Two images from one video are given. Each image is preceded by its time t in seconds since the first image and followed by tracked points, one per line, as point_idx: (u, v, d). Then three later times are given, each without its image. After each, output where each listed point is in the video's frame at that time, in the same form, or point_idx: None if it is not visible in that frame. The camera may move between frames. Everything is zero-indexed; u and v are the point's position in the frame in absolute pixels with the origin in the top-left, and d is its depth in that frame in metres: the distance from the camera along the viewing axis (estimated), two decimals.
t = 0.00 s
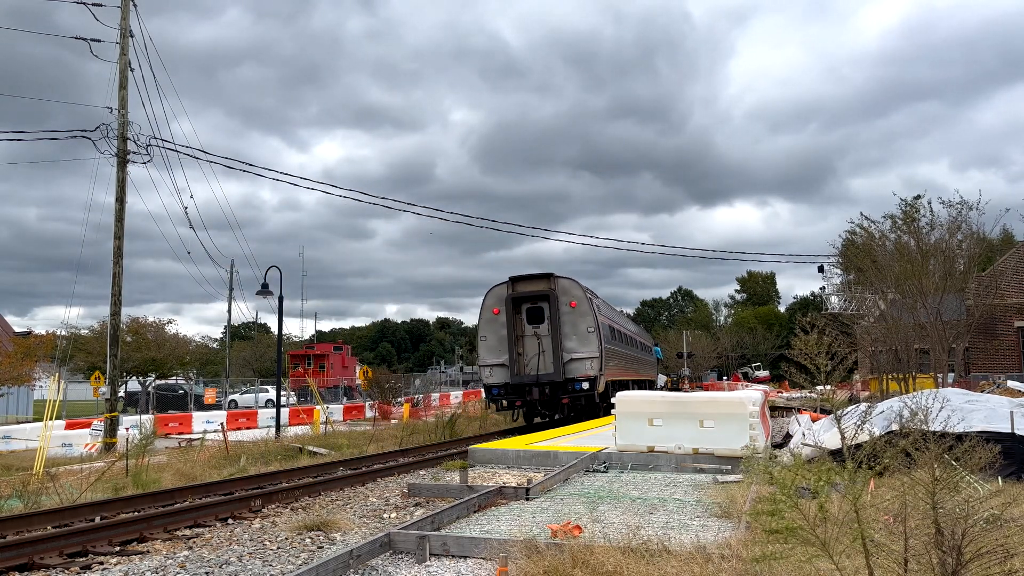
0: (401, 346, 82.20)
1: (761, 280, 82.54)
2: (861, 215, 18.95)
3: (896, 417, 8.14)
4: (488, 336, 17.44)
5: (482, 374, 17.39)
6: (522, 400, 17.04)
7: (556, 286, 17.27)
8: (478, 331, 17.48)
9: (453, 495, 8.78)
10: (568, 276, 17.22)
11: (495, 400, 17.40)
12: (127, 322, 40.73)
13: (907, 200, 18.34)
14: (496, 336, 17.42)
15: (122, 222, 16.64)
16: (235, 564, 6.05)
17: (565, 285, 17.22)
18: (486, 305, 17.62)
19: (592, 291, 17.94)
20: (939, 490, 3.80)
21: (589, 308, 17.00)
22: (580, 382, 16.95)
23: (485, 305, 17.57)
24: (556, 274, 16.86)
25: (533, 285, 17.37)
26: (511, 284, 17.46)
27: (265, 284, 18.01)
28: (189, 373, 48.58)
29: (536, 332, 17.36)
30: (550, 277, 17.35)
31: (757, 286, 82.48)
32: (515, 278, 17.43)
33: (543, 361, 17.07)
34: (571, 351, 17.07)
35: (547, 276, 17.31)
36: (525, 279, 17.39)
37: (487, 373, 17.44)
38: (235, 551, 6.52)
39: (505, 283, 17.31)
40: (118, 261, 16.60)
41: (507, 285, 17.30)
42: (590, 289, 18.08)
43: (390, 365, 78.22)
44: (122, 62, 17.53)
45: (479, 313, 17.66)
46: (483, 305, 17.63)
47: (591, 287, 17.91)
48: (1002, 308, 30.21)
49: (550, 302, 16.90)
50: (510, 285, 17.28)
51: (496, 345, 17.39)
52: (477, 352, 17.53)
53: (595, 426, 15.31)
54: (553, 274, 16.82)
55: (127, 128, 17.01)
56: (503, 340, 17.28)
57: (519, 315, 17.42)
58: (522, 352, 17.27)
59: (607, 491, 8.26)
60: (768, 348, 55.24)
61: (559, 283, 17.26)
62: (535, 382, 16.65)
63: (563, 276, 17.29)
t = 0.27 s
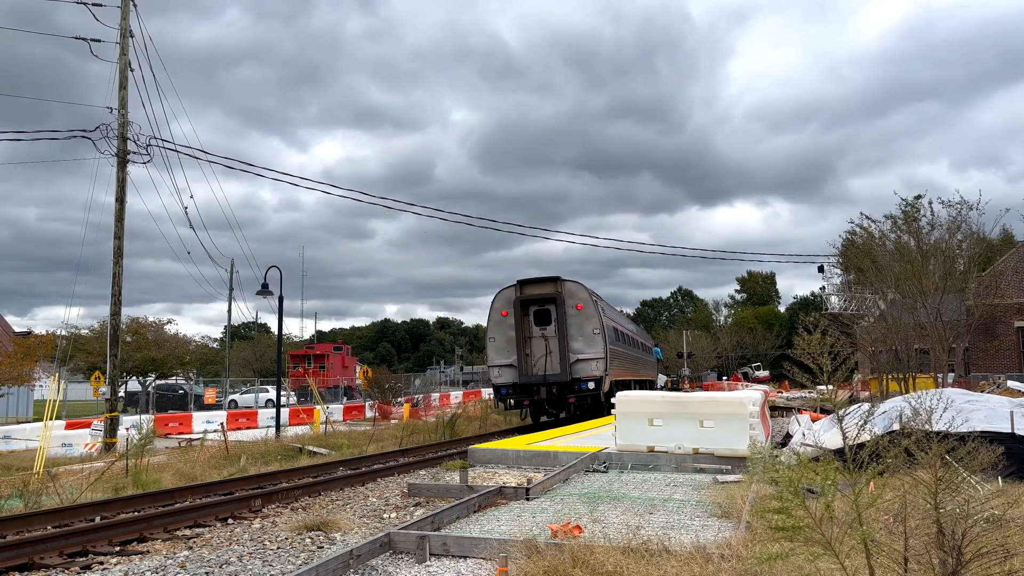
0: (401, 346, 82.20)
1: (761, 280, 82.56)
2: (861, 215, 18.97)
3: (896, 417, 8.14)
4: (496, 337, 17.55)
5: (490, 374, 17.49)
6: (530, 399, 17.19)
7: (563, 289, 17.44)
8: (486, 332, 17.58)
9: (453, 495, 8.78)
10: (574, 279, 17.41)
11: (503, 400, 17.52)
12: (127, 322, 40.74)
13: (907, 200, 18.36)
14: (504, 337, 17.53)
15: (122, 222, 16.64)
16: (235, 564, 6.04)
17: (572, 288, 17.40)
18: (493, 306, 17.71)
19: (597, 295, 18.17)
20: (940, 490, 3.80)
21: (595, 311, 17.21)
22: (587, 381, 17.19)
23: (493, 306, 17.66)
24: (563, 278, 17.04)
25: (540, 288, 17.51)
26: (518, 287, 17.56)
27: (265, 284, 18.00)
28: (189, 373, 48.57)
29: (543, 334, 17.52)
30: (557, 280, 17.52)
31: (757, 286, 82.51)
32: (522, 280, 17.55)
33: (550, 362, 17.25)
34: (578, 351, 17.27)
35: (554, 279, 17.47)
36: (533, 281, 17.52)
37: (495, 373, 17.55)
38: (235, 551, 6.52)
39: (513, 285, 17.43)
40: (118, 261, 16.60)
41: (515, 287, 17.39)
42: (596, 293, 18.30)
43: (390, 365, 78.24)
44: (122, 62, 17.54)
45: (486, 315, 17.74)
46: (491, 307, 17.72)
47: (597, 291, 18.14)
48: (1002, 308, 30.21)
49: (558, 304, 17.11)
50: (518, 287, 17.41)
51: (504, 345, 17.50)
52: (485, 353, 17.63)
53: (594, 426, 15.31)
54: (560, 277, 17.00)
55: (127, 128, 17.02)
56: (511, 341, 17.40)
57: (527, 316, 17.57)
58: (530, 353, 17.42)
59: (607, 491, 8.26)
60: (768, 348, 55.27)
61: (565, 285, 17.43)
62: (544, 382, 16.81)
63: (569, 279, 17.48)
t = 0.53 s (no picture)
0: (401, 346, 82.16)
1: (761, 280, 82.57)
2: (861, 215, 18.98)
3: (896, 417, 8.16)
4: (504, 339, 17.65)
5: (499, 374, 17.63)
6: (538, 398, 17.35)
7: (569, 292, 17.45)
8: (495, 334, 17.70)
9: (453, 495, 8.78)
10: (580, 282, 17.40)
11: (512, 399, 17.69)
12: (127, 322, 40.76)
13: (907, 200, 18.37)
14: (512, 339, 17.62)
15: (122, 222, 16.65)
16: (235, 564, 6.04)
17: (577, 291, 17.40)
18: (502, 309, 17.79)
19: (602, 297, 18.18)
20: (939, 490, 3.80)
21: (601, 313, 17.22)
22: (593, 382, 17.28)
23: (501, 309, 17.74)
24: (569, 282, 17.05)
25: (547, 291, 17.52)
26: (526, 289, 17.60)
27: (265, 284, 18.00)
28: (189, 373, 48.58)
29: (551, 336, 17.59)
30: (564, 283, 17.53)
31: (757, 286, 82.51)
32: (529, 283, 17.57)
33: (557, 363, 17.33)
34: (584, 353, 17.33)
35: (560, 282, 17.46)
36: (540, 284, 17.53)
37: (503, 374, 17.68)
38: (235, 551, 6.52)
39: (520, 289, 17.47)
40: (118, 261, 16.60)
41: (522, 290, 17.44)
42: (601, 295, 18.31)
43: (390, 365, 78.24)
44: (122, 61, 17.54)
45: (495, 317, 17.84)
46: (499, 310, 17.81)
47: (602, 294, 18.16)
48: (1002, 308, 30.22)
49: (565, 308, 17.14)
50: (525, 290, 17.45)
51: (512, 347, 17.60)
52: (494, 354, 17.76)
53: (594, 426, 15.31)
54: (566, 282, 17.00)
55: (127, 128, 17.02)
56: (518, 342, 17.50)
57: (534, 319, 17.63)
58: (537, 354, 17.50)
59: (607, 491, 8.26)
60: (768, 348, 55.28)
61: (571, 288, 17.43)
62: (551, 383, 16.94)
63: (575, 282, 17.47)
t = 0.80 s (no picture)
0: (401, 346, 82.13)
1: (761, 280, 82.57)
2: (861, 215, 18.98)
3: (896, 417, 8.19)
4: (512, 340, 17.70)
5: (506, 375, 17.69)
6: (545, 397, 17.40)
7: (575, 294, 17.49)
8: (503, 335, 17.76)
9: (453, 495, 8.78)
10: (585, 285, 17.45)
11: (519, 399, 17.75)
12: (127, 322, 40.78)
13: (906, 200, 18.38)
14: (520, 339, 17.67)
15: (122, 222, 16.64)
16: (235, 564, 6.04)
17: (583, 293, 17.44)
18: (510, 310, 17.84)
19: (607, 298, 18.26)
20: (938, 490, 3.81)
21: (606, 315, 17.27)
22: (598, 382, 17.33)
23: (509, 310, 17.79)
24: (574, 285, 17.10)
25: (554, 293, 17.56)
26: (533, 291, 17.64)
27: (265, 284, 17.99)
28: (189, 373, 48.59)
29: (557, 337, 17.63)
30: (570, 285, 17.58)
31: (757, 286, 82.51)
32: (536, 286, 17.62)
33: (564, 364, 17.37)
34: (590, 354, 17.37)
35: (567, 284, 17.51)
36: (547, 286, 17.57)
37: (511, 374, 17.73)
38: (235, 551, 6.52)
39: (528, 291, 17.52)
40: (118, 261, 16.60)
41: (530, 292, 17.49)
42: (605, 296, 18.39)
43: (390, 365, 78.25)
44: (123, 62, 17.54)
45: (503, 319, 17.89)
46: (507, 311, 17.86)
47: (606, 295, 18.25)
48: (1002, 308, 30.21)
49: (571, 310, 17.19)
50: (533, 293, 17.50)
51: (520, 347, 17.64)
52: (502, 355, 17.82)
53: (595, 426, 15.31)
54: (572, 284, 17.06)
55: (127, 128, 17.02)
56: (526, 343, 17.54)
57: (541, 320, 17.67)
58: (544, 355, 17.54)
59: (607, 491, 8.26)
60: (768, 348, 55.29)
61: (577, 291, 17.48)
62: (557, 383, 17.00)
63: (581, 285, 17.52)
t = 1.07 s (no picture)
0: (401, 346, 82.14)
1: (761, 280, 82.58)
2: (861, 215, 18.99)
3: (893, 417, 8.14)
4: (519, 341, 17.73)
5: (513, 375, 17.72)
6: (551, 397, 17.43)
7: (581, 296, 17.50)
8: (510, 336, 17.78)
9: (453, 495, 8.78)
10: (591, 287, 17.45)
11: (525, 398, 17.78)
12: (127, 322, 40.80)
13: (906, 200, 18.38)
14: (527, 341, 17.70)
15: (122, 222, 16.64)
16: (235, 564, 6.05)
17: (589, 295, 17.45)
18: (517, 312, 17.85)
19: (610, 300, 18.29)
20: (937, 491, 3.82)
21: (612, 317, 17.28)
22: (603, 382, 17.37)
23: (516, 312, 17.80)
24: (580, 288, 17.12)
25: (560, 295, 17.57)
26: (540, 293, 17.65)
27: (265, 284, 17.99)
28: (189, 373, 48.58)
29: (564, 338, 17.65)
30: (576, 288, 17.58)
31: (757, 286, 82.51)
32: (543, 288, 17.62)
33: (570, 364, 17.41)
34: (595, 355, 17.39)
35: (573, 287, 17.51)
36: (553, 289, 17.57)
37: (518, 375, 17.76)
38: (235, 551, 6.52)
39: (535, 293, 17.54)
40: (118, 260, 16.60)
41: (537, 294, 17.50)
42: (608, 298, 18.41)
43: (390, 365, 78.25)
44: (123, 62, 17.54)
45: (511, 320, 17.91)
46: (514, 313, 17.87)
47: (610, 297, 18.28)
48: (1002, 308, 30.22)
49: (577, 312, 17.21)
50: (539, 295, 17.51)
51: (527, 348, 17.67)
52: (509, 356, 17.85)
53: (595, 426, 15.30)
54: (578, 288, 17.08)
55: (127, 128, 17.02)
56: (532, 344, 17.57)
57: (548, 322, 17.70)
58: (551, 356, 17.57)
59: (607, 491, 8.26)
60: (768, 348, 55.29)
61: (583, 293, 17.48)
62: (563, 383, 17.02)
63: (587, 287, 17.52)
